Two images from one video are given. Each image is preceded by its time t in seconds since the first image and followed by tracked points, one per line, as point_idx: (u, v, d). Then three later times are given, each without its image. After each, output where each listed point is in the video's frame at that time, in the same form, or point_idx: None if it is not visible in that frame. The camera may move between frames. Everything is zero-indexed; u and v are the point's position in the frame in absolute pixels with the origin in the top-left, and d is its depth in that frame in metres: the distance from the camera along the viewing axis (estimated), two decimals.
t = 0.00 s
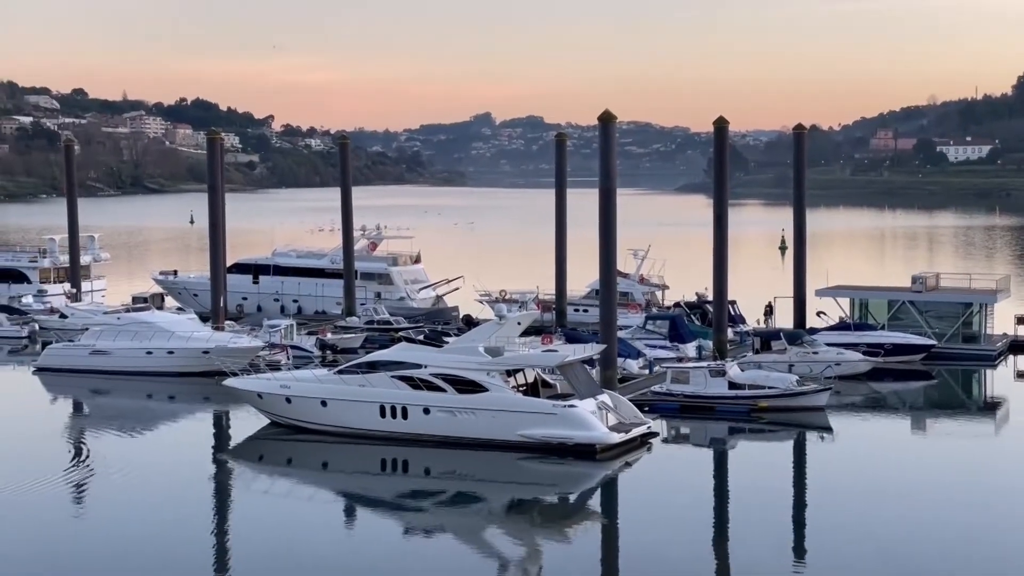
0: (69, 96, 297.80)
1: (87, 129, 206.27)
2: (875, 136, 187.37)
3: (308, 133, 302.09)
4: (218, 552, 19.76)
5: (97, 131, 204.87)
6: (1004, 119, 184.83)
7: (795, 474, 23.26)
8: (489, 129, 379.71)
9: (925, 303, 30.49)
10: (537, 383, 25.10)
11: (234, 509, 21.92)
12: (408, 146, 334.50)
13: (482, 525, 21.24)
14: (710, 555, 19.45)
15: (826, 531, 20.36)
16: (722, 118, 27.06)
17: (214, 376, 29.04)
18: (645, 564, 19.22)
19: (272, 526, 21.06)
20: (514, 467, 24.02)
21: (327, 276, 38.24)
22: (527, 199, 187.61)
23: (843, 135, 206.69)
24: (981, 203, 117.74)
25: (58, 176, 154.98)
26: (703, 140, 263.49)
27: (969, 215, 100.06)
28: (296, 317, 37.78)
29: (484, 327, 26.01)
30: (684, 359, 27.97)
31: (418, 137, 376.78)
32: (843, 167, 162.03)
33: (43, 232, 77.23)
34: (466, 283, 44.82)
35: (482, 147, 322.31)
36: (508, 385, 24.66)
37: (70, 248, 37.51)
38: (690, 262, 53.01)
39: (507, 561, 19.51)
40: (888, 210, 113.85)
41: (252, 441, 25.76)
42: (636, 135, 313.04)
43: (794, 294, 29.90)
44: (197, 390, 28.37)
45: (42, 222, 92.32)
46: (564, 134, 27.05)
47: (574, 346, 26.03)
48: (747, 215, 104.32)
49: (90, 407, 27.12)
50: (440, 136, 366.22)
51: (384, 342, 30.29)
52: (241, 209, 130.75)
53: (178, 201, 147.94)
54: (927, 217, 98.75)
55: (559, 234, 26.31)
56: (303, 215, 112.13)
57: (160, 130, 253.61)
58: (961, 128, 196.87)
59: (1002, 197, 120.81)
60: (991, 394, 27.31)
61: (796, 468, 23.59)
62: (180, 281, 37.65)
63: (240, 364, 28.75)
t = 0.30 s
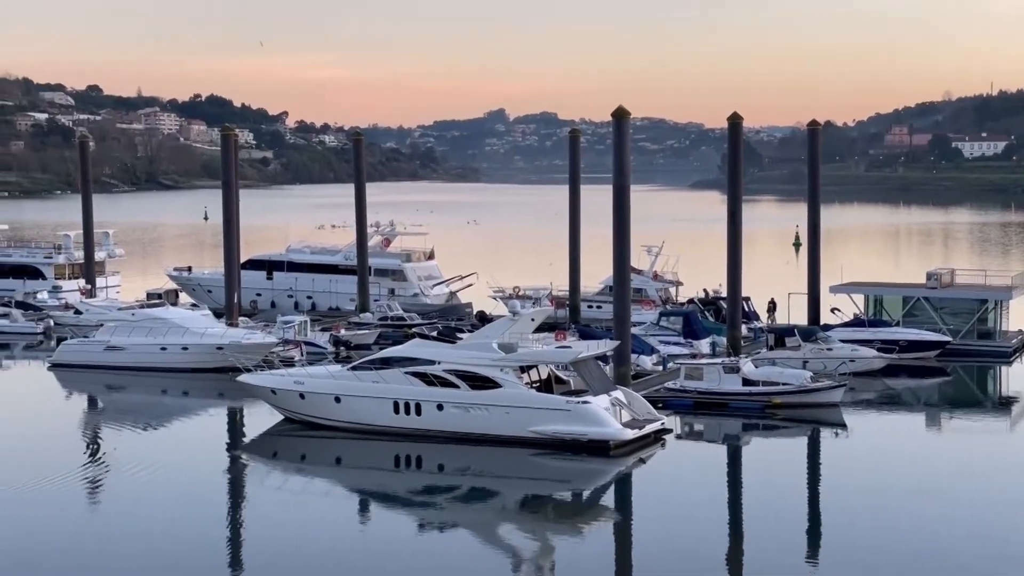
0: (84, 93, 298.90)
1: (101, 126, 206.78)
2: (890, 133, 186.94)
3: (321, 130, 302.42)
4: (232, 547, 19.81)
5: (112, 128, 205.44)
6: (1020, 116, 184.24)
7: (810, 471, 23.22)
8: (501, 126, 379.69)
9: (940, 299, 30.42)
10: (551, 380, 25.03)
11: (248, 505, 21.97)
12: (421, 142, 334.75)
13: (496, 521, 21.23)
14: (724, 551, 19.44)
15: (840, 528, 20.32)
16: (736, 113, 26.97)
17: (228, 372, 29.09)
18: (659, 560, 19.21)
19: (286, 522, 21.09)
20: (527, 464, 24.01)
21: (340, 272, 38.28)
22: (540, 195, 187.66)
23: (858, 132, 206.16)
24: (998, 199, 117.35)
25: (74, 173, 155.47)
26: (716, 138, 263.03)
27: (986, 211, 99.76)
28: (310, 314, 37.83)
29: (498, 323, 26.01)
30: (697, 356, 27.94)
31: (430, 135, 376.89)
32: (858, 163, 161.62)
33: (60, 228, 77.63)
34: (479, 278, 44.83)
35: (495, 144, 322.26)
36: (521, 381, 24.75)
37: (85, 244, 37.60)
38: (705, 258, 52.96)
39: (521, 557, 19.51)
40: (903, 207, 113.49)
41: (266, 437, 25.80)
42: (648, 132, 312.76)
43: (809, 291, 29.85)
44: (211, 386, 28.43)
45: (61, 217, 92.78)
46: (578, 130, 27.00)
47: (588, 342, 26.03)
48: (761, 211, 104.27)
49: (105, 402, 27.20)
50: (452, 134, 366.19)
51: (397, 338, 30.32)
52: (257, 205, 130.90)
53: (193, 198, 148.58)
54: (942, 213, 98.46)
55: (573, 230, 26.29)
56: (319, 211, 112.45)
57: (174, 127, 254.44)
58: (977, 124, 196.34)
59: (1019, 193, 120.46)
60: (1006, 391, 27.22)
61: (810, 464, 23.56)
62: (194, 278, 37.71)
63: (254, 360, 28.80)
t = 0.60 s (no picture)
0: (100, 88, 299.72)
1: (117, 121, 207.17)
2: (905, 128, 186.31)
3: (335, 125, 302.76)
4: (247, 541, 19.84)
5: (127, 123, 205.89)
6: None
7: (824, 467, 23.18)
8: (513, 121, 379.50)
9: (955, 295, 30.35)
10: (565, 375, 25.05)
11: (263, 499, 22.00)
12: (434, 138, 334.91)
13: (510, 516, 21.25)
14: (739, 548, 19.39)
15: (855, 524, 20.29)
16: (751, 108, 26.89)
17: (242, 367, 29.13)
18: (674, 556, 19.19)
19: (301, 517, 21.12)
20: (542, 459, 24.02)
21: (355, 267, 38.32)
22: (554, 190, 187.56)
23: (874, 126, 205.62)
24: (1016, 194, 116.95)
25: (89, 168, 156.03)
26: (729, 133, 262.53)
27: (1003, 206, 99.42)
28: (324, 309, 37.88)
29: (512, 318, 25.97)
30: (712, 352, 27.89)
31: (443, 130, 376.88)
32: (873, 159, 161.14)
33: (77, 222, 77.90)
34: (493, 274, 44.84)
35: (510, 139, 322.11)
36: (536, 377, 24.67)
37: (101, 239, 37.66)
38: (720, 253, 52.88)
39: (535, 553, 19.51)
40: (921, 202, 113.22)
41: (280, 432, 25.84)
42: (661, 127, 312.18)
43: (824, 286, 29.78)
44: (226, 381, 28.47)
45: (79, 212, 93.11)
46: (592, 125, 26.97)
47: (602, 338, 26.00)
48: (777, 206, 104.04)
49: (120, 397, 27.26)
50: (464, 129, 366.15)
51: (411, 334, 30.33)
52: (273, 200, 131.14)
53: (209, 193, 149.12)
54: (959, 208, 98.16)
55: (587, 226, 26.26)
56: (335, 206, 112.62)
57: (189, 122, 255.04)
58: (993, 119, 195.67)
59: None
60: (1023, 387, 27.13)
61: (825, 460, 23.53)
62: (209, 273, 37.76)
63: (268, 355, 28.83)
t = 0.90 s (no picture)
0: (112, 84, 300.41)
1: (131, 118, 207.50)
2: (921, 125, 185.65)
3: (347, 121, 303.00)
4: (261, 536, 19.88)
5: (140, 120, 206.22)
6: None
7: (839, 465, 23.13)
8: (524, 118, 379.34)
9: (971, 292, 30.28)
10: (579, 371, 25.05)
11: (278, 495, 22.03)
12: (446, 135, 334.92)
13: (524, 512, 21.25)
14: (754, 545, 19.36)
15: (870, 523, 20.24)
16: (766, 104, 26.83)
17: (257, 362, 29.19)
18: (688, 553, 19.16)
19: (315, 513, 21.14)
20: (556, 455, 24.03)
21: (369, 263, 38.36)
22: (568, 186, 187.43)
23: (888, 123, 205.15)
24: None
25: (105, 164, 156.31)
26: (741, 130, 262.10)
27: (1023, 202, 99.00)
28: (339, 304, 37.93)
29: (527, 314, 25.98)
30: (726, 348, 27.88)
31: (454, 127, 376.81)
32: (888, 155, 160.67)
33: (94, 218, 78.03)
34: (508, 270, 44.83)
35: (523, 136, 321.90)
36: (550, 373, 24.65)
37: (116, 235, 37.75)
38: (735, 250, 52.78)
39: (549, 549, 19.50)
40: (938, 199, 112.74)
41: (295, 427, 25.88)
42: (673, 124, 311.65)
43: (838, 283, 29.74)
44: (241, 376, 28.53)
45: (98, 207, 93.32)
46: (608, 121, 26.94)
47: (617, 334, 25.99)
48: (793, 202, 103.84)
49: (135, 392, 27.33)
50: (475, 126, 366.10)
51: (426, 330, 30.35)
52: (289, 196, 131.30)
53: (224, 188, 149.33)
54: (976, 205, 97.81)
55: (602, 223, 26.25)
56: (351, 202, 112.72)
57: (203, 118, 255.48)
58: (1008, 116, 194.93)
59: None
60: None
61: (840, 457, 23.48)
62: (224, 268, 37.83)
63: (283, 350, 28.88)
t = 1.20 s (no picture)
0: (127, 83, 301.42)
1: (147, 116, 208.07)
2: (937, 124, 184.96)
3: (362, 120, 303.44)
4: (275, 534, 19.91)
5: (156, 118, 206.73)
6: None
7: (855, 465, 23.08)
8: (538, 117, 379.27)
9: (988, 292, 30.18)
10: (594, 370, 25.11)
11: (291, 493, 22.06)
12: (460, 133, 335.13)
13: (538, 510, 21.26)
14: (768, 545, 19.32)
15: (886, 523, 20.18)
16: (782, 103, 26.76)
17: (272, 361, 29.23)
18: (703, 553, 19.11)
19: (330, 511, 21.16)
20: (570, 454, 24.01)
21: (384, 262, 38.39)
22: (582, 185, 187.39)
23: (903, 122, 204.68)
24: None
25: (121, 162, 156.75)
26: (754, 129, 261.64)
27: None
28: (354, 303, 37.98)
29: (541, 313, 25.99)
30: (741, 347, 27.83)
31: (466, 126, 376.85)
32: (905, 155, 160.13)
33: (111, 216, 78.20)
34: (522, 269, 44.81)
35: (538, 134, 321.79)
36: (564, 372, 24.72)
37: (132, 233, 37.84)
38: (751, 249, 52.68)
39: (563, 548, 19.47)
40: (956, 198, 112.35)
41: (309, 426, 25.92)
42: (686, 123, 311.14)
43: (854, 282, 29.67)
44: (256, 374, 28.58)
45: (115, 205, 93.61)
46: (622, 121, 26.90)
47: (631, 333, 25.95)
48: (808, 202, 103.64)
49: (151, 390, 27.40)
50: (488, 125, 366.13)
51: (440, 328, 30.37)
52: (305, 194, 131.56)
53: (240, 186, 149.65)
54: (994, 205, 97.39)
55: (617, 221, 26.24)
56: (367, 200, 112.96)
57: (220, 116, 256.09)
58: None
59: None
60: None
61: (856, 457, 23.43)
62: (239, 267, 37.91)
63: (298, 348, 28.90)
